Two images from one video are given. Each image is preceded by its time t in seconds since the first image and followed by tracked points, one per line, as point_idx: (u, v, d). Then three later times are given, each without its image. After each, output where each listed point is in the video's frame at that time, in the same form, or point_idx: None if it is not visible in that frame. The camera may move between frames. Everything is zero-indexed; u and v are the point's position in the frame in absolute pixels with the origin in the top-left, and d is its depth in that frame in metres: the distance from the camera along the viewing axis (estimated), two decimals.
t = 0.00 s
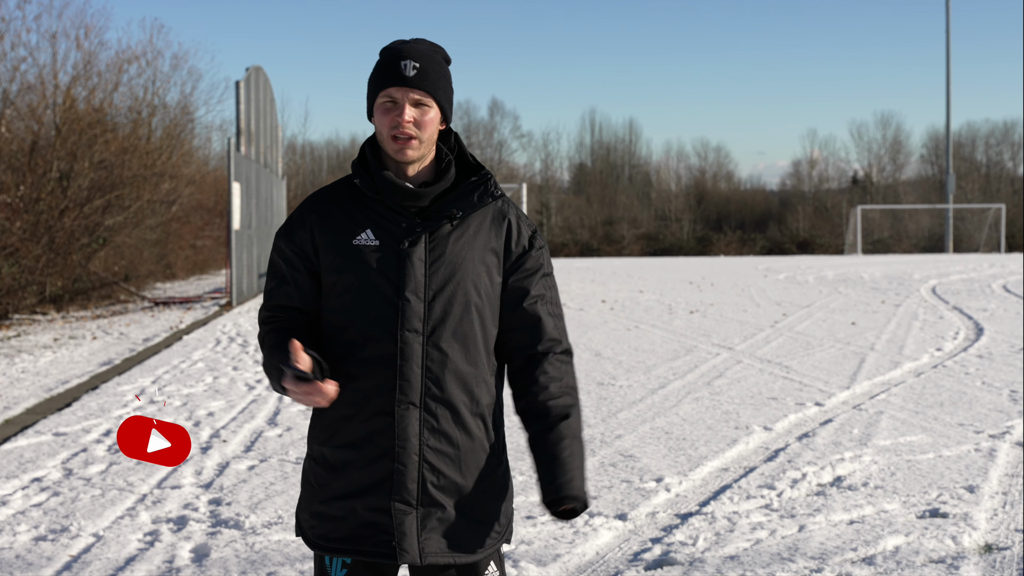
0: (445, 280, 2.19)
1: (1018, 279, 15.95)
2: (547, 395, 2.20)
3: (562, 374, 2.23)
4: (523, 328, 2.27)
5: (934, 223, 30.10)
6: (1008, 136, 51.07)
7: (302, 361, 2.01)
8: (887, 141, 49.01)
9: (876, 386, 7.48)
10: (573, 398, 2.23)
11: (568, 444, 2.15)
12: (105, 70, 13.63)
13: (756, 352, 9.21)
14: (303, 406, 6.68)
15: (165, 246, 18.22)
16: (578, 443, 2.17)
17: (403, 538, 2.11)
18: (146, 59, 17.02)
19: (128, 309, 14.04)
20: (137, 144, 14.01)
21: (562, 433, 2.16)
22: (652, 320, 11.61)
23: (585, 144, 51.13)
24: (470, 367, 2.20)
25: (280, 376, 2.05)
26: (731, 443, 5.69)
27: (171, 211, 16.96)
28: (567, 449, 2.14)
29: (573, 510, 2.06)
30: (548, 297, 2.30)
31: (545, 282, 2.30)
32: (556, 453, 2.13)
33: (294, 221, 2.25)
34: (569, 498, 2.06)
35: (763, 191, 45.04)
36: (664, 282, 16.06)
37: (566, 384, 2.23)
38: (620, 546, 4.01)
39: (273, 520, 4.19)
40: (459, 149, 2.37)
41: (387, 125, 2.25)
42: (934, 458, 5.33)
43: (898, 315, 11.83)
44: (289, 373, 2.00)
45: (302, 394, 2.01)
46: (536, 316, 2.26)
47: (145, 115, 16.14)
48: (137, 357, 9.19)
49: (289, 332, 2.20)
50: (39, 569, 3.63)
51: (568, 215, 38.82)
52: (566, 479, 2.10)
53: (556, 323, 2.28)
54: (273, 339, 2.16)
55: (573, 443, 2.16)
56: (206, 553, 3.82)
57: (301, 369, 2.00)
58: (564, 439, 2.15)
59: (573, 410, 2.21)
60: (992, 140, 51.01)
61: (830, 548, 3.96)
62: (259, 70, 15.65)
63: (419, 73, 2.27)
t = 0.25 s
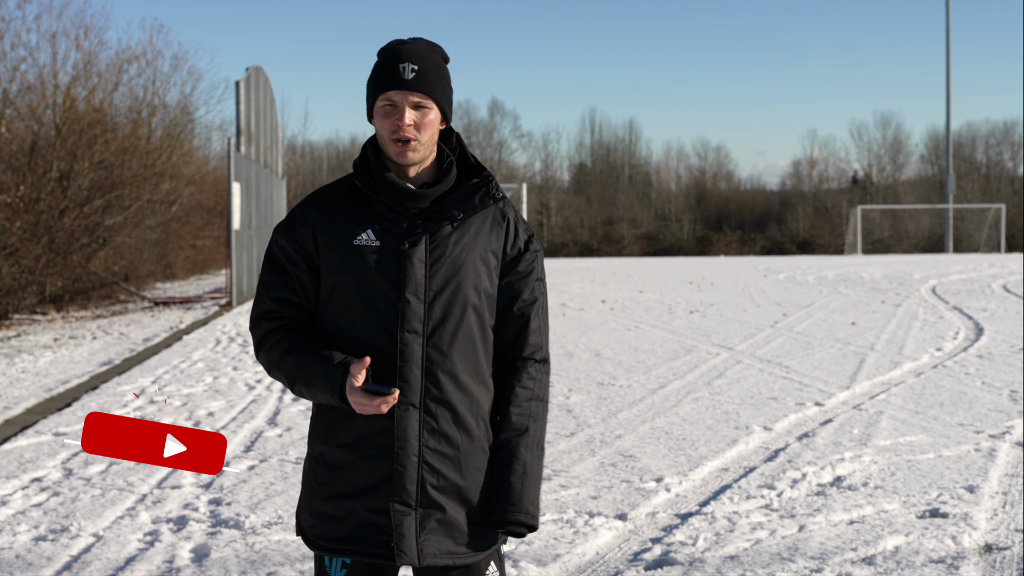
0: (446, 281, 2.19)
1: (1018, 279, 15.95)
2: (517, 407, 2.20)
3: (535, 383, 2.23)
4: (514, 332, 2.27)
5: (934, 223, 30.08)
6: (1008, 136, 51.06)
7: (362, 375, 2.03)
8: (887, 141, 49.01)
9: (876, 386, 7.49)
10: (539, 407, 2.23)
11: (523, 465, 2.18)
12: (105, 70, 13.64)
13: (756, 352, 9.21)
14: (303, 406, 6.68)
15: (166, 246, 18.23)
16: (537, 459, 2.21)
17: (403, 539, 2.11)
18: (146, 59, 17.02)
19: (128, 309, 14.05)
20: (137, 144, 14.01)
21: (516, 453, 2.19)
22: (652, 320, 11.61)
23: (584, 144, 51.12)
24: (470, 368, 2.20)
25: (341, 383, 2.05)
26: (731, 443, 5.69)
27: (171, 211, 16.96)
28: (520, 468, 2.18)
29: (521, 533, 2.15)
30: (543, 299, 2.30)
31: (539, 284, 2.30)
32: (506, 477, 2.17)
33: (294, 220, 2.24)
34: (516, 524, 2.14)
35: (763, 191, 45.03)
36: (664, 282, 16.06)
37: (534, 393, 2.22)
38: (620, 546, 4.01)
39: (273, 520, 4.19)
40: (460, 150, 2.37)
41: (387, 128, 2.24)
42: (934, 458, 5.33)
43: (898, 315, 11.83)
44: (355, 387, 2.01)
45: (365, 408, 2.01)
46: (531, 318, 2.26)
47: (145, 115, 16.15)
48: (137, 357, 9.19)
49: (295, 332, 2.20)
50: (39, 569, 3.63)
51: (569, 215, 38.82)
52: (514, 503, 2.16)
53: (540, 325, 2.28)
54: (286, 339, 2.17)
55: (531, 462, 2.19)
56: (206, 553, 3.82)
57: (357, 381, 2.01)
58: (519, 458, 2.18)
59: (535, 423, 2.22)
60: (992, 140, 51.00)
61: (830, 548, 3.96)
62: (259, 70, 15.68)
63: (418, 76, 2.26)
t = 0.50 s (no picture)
0: (447, 281, 2.18)
1: (1018, 279, 15.94)
2: (539, 401, 2.21)
3: (552, 378, 2.24)
4: (516, 330, 2.27)
5: (934, 223, 30.06)
6: (1007, 136, 51.04)
7: (360, 370, 2.03)
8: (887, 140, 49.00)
9: (876, 386, 7.49)
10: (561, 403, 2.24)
11: (554, 457, 2.18)
12: (105, 70, 13.64)
13: (756, 352, 9.21)
14: (303, 406, 6.68)
15: (166, 246, 18.23)
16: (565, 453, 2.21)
17: (404, 540, 2.11)
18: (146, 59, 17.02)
19: (128, 309, 14.05)
20: (137, 144, 14.02)
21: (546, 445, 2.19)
22: (652, 320, 11.61)
23: (584, 144, 51.11)
24: (471, 369, 2.20)
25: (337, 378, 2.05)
26: (731, 443, 5.69)
27: (171, 211, 16.96)
28: (550, 460, 2.17)
29: (561, 524, 2.13)
30: (544, 298, 2.30)
31: (541, 283, 2.30)
32: (537, 470, 2.17)
33: (295, 219, 2.24)
34: (557, 515, 2.12)
35: (763, 191, 45.02)
36: (664, 282, 16.06)
37: (554, 387, 2.23)
38: (620, 546, 4.01)
39: (273, 520, 4.19)
40: (460, 151, 2.37)
41: (386, 130, 2.24)
42: (934, 458, 5.33)
43: (898, 315, 11.83)
44: (351, 383, 2.01)
45: (361, 404, 2.01)
46: (531, 318, 2.26)
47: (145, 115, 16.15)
48: (137, 357, 9.19)
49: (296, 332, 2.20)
50: (39, 569, 3.63)
51: (568, 215, 38.80)
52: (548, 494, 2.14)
53: (549, 321, 2.28)
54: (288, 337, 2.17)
55: (560, 455, 2.19)
56: (206, 553, 3.82)
57: (355, 376, 2.02)
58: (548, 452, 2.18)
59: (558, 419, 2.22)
60: (992, 140, 50.98)
61: (830, 548, 3.96)
62: (259, 70, 15.68)
63: (417, 78, 2.25)
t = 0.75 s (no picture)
0: (444, 282, 2.18)
1: (1018, 279, 15.95)
2: (523, 406, 2.20)
3: (542, 382, 2.24)
4: (514, 330, 2.27)
5: (934, 223, 30.06)
6: (1008, 136, 51.06)
7: (353, 372, 2.03)
8: (887, 140, 49.00)
9: (876, 386, 7.49)
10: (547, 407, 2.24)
11: (532, 463, 2.18)
12: (105, 70, 13.64)
13: (756, 352, 9.22)
14: (303, 407, 6.68)
15: (166, 246, 18.23)
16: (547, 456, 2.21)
17: (400, 540, 2.11)
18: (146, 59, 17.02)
19: (128, 309, 14.05)
20: (137, 144, 14.01)
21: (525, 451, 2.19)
22: (652, 320, 11.61)
23: (584, 144, 51.12)
24: (469, 369, 2.20)
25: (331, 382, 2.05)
26: (731, 443, 5.69)
27: (171, 211, 16.95)
28: (528, 468, 2.17)
29: (531, 532, 2.15)
30: (543, 299, 2.30)
31: (539, 283, 2.30)
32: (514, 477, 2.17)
33: (294, 219, 2.25)
34: (527, 523, 2.14)
35: (763, 191, 45.03)
36: (664, 282, 16.06)
37: (540, 392, 2.23)
38: (620, 546, 4.01)
39: (273, 520, 4.19)
40: (460, 151, 2.36)
41: (382, 131, 2.24)
42: (934, 458, 5.33)
43: (898, 315, 11.83)
44: (344, 384, 2.02)
45: (351, 405, 2.01)
46: (528, 318, 2.26)
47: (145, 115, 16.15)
48: (137, 357, 9.19)
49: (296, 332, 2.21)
50: (39, 569, 3.63)
51: (569, 215, 38.79)
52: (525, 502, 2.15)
53: (545, 323, 2.27)
54: (287, 337, 2.18)
55: (540, 462, 2.19)
56: (206, 553, 3.82)
57: (348, 379, 2.02)
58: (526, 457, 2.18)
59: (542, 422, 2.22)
60: (992, 140, 50.98)
61: (830, 548, 3.96)
62: (259, 70, 15.69)
63: (412, 80, 2.25)
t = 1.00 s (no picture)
0: (444, 281, 2.18)
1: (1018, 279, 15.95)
2: (521, 405, 2.19)
3: (540, 382, 2.23)
4: (515, 330, 2.27)
5: (934, 223, 30.06)
6: (1008, 136, 51.06)
7: (352, 373, 2.04)
8: (887, 140, 49.00)
9: (876, 386, 7.49)
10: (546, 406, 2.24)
11: (528, 462, 2.17)
12: (105, 70, 13.64)
13: (756, 352, 9.22)
14: (303, 407, 6.68)
15: (166, 246, 18.23)
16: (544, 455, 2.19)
17: (399, 539, 2.11)
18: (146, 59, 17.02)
19: (128, 309, 14.05)
20: (137, 144, 14.01)
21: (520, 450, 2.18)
22: (652, 320, 11.61)
23: (584, 144, 51.12)
24: (469, 369, 2.20)
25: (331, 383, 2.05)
26: (731, 443, 5.69)
27: (171, 211, 16.95)
28: (525, 467, 2.16)
29: (528, 531, 2.14)
30: (543, 299, 2.30)
31: (540, 283, 2.30)
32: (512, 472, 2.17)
33: (296, 219, 2.25)
34: (523, 521, 2.13)
35: (763, 191, 45.03)
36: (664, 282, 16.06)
37: (539, 391, 2.22)
38: (620, 546, 4.01)
39: (273, 520, 4.19)
40: (460, 150, 2.36)
41: (379, 131, 2.24)
42: (934, 458, 5.33)
43: (898, 315, 11.83)
44: (341, 385, 2.01)
45: (351, 405, 2.01)
46: (529, 318, 2.26)
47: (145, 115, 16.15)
48: (138, 357, 9.20)
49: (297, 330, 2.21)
50: (39, 569, 3.63)
51: (569, 215, 38.79)
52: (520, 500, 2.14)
53: (545, 323, 2.27)
54: (288, 336, 2.18)
55: (538, 460, 2.18)
56: (206, 553, 3.82)
57: (347, 379, 2.02)
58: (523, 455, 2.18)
59: (541, 420, 2.21)
60: (992, 140, 50.98)
61: (830, 548, 3.96)
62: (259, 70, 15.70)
63: (408, 80, 2.24)
